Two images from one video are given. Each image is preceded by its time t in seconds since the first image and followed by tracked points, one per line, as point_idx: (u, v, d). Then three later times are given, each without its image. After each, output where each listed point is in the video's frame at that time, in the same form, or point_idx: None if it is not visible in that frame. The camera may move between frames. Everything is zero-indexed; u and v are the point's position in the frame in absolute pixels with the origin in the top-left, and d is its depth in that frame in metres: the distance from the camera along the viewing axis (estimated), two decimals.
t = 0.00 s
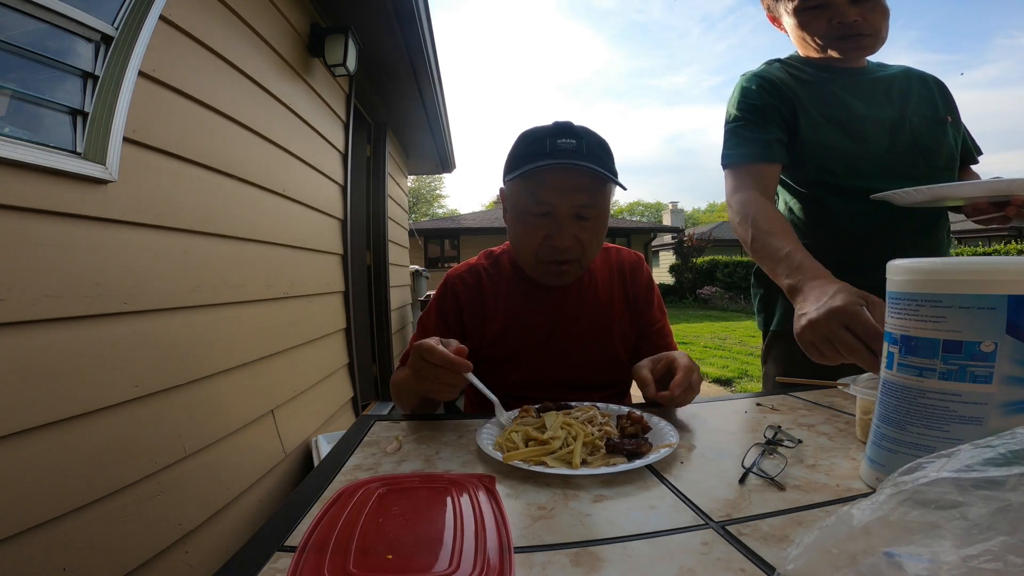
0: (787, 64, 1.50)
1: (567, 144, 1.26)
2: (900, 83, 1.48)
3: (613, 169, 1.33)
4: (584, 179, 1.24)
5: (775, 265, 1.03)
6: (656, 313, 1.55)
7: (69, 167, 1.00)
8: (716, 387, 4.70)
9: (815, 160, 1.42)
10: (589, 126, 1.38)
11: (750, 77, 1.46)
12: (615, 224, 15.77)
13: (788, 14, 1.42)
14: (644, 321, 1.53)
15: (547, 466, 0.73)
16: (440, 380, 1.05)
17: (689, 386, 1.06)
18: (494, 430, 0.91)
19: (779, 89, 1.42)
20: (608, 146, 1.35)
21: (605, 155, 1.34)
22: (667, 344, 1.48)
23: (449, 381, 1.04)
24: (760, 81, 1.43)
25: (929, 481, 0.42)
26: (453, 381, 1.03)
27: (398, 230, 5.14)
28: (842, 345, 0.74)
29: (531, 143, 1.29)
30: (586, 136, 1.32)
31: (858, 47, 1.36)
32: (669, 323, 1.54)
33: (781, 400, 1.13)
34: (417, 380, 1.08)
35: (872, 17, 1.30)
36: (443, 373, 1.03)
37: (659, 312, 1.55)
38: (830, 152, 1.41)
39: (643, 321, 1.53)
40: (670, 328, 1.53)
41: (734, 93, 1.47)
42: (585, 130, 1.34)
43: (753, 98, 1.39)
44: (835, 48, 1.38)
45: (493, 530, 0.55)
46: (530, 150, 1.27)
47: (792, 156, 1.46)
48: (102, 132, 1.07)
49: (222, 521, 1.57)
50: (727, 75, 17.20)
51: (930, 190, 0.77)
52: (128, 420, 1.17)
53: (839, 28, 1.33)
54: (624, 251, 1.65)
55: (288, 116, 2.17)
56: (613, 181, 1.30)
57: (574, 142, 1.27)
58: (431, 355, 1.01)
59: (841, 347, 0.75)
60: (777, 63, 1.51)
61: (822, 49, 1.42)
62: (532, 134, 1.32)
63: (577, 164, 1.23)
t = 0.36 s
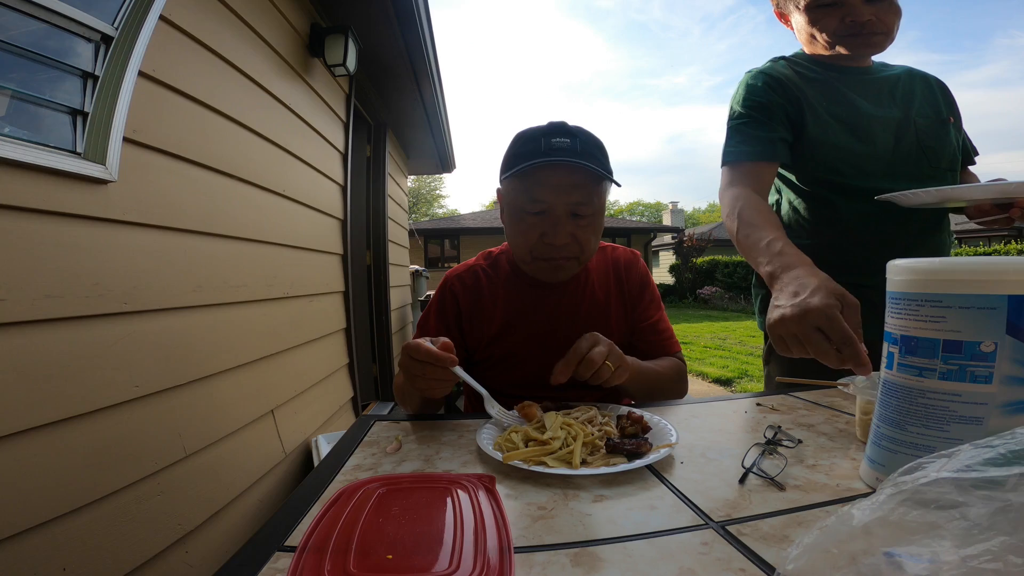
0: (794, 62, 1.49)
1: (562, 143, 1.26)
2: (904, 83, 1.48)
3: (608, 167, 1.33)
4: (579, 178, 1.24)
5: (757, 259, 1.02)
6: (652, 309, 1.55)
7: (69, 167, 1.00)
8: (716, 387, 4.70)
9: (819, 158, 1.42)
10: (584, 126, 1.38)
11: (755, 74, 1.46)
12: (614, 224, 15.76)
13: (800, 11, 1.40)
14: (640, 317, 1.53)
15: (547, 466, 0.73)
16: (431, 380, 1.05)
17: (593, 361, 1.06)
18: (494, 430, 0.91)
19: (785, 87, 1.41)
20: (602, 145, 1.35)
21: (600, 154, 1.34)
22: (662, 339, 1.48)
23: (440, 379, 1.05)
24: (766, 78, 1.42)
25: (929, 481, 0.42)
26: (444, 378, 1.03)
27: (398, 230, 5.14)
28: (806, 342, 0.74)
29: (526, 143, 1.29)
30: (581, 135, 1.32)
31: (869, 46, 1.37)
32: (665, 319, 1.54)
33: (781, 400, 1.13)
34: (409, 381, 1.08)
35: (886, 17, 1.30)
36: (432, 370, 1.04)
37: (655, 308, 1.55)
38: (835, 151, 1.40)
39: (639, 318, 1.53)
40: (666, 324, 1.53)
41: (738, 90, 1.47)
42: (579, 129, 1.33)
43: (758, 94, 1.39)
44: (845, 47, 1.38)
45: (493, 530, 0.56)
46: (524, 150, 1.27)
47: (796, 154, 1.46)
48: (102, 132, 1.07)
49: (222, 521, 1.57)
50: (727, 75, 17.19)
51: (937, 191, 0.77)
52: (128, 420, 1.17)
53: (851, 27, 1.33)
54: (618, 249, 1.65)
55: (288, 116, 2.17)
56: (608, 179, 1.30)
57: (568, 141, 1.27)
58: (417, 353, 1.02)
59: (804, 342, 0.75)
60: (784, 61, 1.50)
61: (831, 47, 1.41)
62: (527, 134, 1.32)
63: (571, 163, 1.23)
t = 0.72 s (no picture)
0: (793, 63, 1.49)
1: (545, 142, 1.26)
2: (904, 83, 1.48)
3: (594, 165, 1.32)
4: (565, 176, 1.24)
5: (775, 256, 1.02)
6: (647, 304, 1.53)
7: (69, 167, 1.00)
8: (717, 387, 4.71)
9: (818, 157, 1.42)
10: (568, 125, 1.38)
11: (754, 73, 1.46)
12: (614, 224, 15.76)
13: (800, 11, 1.40)
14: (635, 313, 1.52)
15: (547, 466, 0.73)
16: (433, 388, 1.05)
17: (568, 375, 1.03)
18: (494, 431, 0.91)
19: (786, 85, 1.40)
20: (587, 143, 1.35)
21: (585, 152, 1.34)
22: (658, 334, 1.46)
23: (442, 387, 1.04)
24: (767, 77, 1.42)
25: (930, 481, 0.42)
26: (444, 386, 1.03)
27: (398, 230, 5.14)
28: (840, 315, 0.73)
29: (511, 144, 1.29)
30: (565, 134, 1.31)
31: (868, 46, 1.36)
32: (662, 313, 1.52)
33: (781, 400, 1.13)
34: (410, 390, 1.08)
35: (885, 18, 1.30)
36: (433, 378, 1.03)
37: (650, 302, 1.52)
38: (834, 150, 1.40)
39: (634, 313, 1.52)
40: (663, 318, 1.50)
41: (738, 88, 1.47)
42: (563, 128, 1.34)
43: (757, 93, 1.39)
44: (846, 47, 1.38)
45: (493, 530, 0.55)
46: (509, 151, 1.28)
47: (795, 152, 1.46)
48: (102, 132, 1.07)
49: (222, 521, 1.57)
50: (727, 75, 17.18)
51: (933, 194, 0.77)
52: (128, 420, 1.17)
53: (852, 27, 1.32)
54: (610, 245, 1.64)
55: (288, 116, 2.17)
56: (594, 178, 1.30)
57: (551, 139, 1.27)
58: (417, 362, 1.02)
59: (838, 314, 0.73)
60: (783, 62, 1.51)
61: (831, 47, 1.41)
62: (511, 136, 1.32)
63: (556, 162, 1.23)
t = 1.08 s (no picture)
0: (793, 63, 1.49)
1: (533, 141, 1.25)
2: (904, 84, 1.48)
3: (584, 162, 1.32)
4: (553, 175, 1.24)
5: (799, 264, 1.04)
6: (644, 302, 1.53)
7: (69, 167, 1.00)
8: (716, 387, 4.71)
9: (820, 158, 1.42)
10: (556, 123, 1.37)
11: (755, 72, 1.46)
12: (615, 224, 15.75)
13: (801, 11, 1.40)
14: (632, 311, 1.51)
15: (547, 466, 0.73)
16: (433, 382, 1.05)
17: (569, 364, 1.02)
18: (494, 431, 0.91)
19: (789, 86, 1.40)
20: (575, 139, 1.34)
21: (574, 149, 1.33)
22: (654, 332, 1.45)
23: (442, 381, 1.04)
24: (769, 76, 1.42)
25: (930, 481, 0.42)
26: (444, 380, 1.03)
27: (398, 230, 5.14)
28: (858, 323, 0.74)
29: (499, 144, 1.29)
30: (552, 131, 1.31)
31: (869, 46, 1.37)
32: (658, 311, 1.51)
33: (781, 400, 1.13)
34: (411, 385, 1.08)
35: (887, 18, 1.30)
36: (433, 372, 1.04)
37: (646, 300, 1.52)
38: (836, 151, 1.40)
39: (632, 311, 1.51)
40: (659, 317, 1.50)
41: (741, 88, 1.47)
42: (550, 126, 1.33)
43: (761, 92, 1.38)
44: (847, 46, 1.38)
45: (493, 530, 0.55)
46: (498, 152, 1.28)
47: (799, 152, 1.46)
48: (102, 132, 1.07)
49: (222, 521, 1.57)
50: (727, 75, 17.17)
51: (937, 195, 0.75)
52: (128, 420, 1.17)
53: (853, 27, 1.32)
54: (606, 244, 1.64)
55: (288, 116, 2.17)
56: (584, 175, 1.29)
57: (539, 138, 1.26)
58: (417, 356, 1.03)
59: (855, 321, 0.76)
60: (783, 62, 1.51)
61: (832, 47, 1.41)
62: (499, 136, 1.32)
63: (544, 161, 1.23)
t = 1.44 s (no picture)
0: (794, 63, 1.49)
1: (529, 139, 1.26)
2: (902, 84, 1.49)
3: (578, 159, 1.32)
4: (549, 171, 1.24)
5: (824, 278, 1.04)
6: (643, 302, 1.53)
7: (69, 167, 1.00)
8: (716, 387, 4.71)
9: (824, 158, 1.41)
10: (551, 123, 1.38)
11: (760, 72, 1.46)
12: (615, 224, 15.75)
13: (804, 11, 1.40)
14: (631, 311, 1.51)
15: (547, 466, 0.73)
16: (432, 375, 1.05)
17: (584, 366, 1.03)
18: (495, 431, 0.91)
19: (794, 85, 1.40)
20: (568, 137, 1.35)
21: (569, 147, 1.34)
22: (654, 332, 1.45)
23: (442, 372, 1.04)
24: (775, 76, 1.42)
25: (930, 481, 0.42)
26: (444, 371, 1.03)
27: (398, 230, 5.14)
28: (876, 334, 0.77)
29: (495, 144, 1.30)
30: (547, 129, 1.32)
31: (873, 46, 1.37)
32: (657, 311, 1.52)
33: (781, 400, 1.13)
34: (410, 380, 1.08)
35: (890, 17, 1.30)
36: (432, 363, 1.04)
37: (646, 301, 1.52)
38: (837, 150, 1.40)
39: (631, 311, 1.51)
40: (659, 317, 1.50)
41: (745, 87, 1.46)
42: (544, 125, 1.34)
43: (771, 91, 1.38)
44: (849, 46, 1.38)
45: (493, 530, 0.55)
46: (495, 151, 1.29)
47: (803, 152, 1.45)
48: (102, 132, 1.07)
49: (222, 521, 1.57)
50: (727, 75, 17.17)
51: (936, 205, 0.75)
52: (129, 420, 1.17)
53: (856, 26, 1.32)
54: (606, 244, 1.64)
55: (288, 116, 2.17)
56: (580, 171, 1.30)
57: (535, 136, 1.27)
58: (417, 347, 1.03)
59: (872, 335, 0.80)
60: (783, 62, 1.51)
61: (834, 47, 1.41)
62: (495, 137, 1.33)
63: (540, 157, 1.23)
